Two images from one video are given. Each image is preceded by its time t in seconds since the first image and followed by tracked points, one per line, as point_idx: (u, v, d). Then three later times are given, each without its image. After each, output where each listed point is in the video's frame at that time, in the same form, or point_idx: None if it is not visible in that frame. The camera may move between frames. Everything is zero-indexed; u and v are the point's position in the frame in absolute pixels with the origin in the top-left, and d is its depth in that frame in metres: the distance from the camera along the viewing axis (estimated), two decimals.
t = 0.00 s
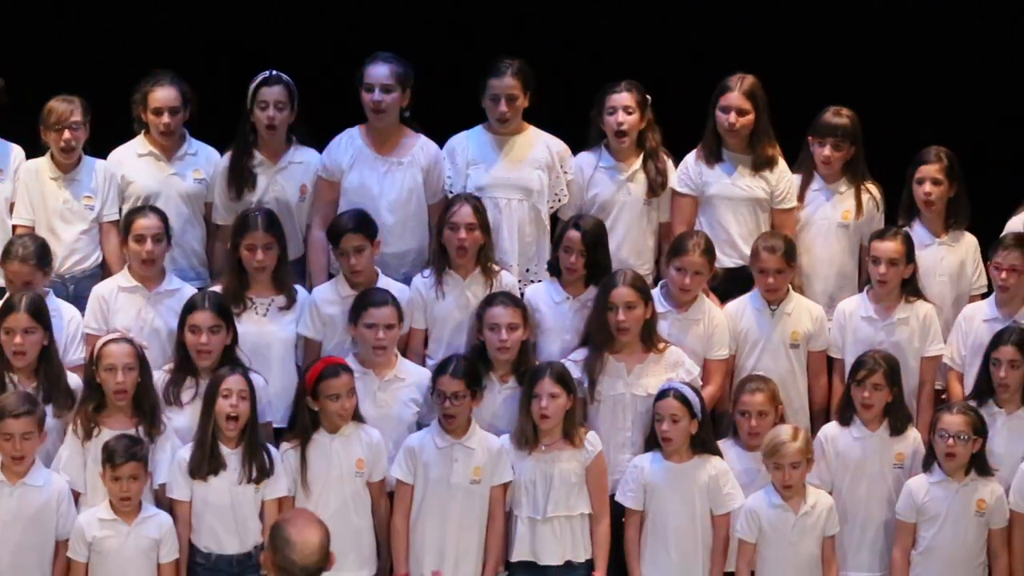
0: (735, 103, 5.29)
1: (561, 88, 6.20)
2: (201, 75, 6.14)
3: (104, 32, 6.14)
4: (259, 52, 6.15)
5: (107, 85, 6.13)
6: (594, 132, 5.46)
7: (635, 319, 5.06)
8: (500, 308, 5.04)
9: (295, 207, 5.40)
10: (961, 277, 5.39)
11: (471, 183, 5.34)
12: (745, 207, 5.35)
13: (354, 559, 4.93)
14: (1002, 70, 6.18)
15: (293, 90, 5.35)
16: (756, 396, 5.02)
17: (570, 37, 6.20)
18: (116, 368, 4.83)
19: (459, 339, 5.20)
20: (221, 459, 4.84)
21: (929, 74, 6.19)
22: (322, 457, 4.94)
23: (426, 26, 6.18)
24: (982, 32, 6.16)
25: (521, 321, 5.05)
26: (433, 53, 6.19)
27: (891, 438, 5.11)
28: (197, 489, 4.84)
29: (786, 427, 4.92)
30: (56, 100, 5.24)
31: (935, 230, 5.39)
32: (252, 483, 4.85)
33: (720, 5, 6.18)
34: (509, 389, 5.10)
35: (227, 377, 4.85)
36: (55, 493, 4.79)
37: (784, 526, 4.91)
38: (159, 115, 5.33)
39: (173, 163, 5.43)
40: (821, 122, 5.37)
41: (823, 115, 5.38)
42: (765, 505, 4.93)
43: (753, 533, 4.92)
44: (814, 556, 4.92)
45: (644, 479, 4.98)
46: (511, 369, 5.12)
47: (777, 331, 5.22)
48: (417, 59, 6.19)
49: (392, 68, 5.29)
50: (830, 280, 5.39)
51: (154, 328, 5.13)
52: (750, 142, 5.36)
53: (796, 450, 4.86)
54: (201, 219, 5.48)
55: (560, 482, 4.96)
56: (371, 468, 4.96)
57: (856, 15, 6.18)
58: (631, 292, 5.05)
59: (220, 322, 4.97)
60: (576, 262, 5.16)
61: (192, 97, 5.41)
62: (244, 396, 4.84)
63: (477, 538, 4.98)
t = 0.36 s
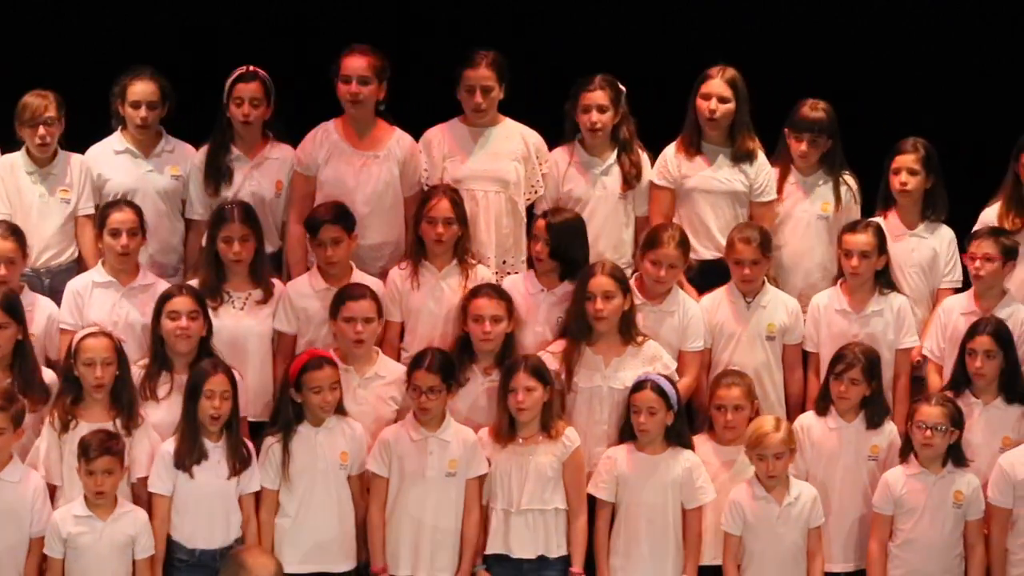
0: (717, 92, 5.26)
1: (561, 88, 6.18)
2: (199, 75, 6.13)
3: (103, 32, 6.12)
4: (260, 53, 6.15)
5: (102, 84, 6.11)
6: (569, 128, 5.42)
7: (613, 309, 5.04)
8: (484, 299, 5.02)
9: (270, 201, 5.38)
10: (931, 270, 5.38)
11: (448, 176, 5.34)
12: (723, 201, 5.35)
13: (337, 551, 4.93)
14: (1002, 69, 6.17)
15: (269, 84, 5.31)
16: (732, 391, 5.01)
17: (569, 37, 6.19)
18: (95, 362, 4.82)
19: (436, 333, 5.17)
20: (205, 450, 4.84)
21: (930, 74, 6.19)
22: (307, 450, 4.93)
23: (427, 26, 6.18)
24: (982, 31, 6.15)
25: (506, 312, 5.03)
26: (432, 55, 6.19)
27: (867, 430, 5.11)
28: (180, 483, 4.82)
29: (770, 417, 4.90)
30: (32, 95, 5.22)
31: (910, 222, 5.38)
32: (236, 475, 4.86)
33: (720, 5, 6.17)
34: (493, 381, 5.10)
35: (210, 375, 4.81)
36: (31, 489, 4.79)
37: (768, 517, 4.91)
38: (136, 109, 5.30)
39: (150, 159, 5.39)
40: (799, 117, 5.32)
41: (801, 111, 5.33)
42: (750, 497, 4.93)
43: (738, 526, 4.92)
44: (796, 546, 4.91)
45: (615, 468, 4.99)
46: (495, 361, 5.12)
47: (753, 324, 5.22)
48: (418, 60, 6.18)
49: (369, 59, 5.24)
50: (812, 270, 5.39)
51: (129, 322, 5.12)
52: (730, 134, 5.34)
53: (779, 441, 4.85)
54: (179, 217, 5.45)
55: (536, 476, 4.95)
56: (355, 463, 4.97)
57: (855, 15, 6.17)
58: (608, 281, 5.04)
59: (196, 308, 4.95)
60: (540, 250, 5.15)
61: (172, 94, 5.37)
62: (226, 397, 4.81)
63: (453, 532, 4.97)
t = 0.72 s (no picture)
0: (693, 84, 5.27)
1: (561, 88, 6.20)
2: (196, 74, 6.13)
3: (104, 32, 6.14)
4: (260, 54, 6.15)
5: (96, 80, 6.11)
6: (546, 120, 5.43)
7: (592, 304, 5.03)
8: (461, 293, 5.00)
9: (250, 194, 5.39)
10: (907, 261, 5.37)
11: (429, 169, 5.34)
12: (700, 193, 5.35)
13: (324, 548, 4.90)
14: (1002, 70, 6.17)
15: (247, 76, 5.32)
16: (711, 382, 5.00)
17: (569, 37, 6.20)
18: (75, 356, 4.79)
19: (413, 325, 5.18)
20: (181, 444, 4.83)
21: (929, 74, 6.19)
22: (294, 445, 4.91)
23: (427, 27, 6.20)
24: (982, 31, 6.16)
25: (484, 305, 5.02)
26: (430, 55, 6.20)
27: (848, 422, 5.08)
28: (157, 477, 4.83)
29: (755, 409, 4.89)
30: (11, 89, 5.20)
31: (888, 213, 5.39)
32: (214, 467, 4.85)
33: (719, 6, 6.18)
34: (472, 376, 5.09)
35: (181, 368, 4.81)
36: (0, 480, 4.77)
37: (750, 509, 4.89)
38: (113, 104, 5.29)
39: (126, 151, 5.40)
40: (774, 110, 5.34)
41: (777, 102, 5.33)
42: (734, 490, 4.92)
43: (722, 518, 4.91)
44: (779, 539, 4.90)
45: (594, 462, 4.99)
46: (474, 356, 5.10)
47: (733, 317, 5.21)
48: (416, 60, 6.19)
49: (346, 54, 5.24)
50: (792, 263, 5.39)
51: (108, 316, 5.11)
52: (706, 126, 5.35)
53: (764, 433, 4.83)
54: (157, 209, 5.46)
55: (515, 472, 4.95)
56: (342, 461, 4.94)
57: (855, 15, 6.18)
58: (588, 276, 5.02)
59: (173, 304, 4.94)
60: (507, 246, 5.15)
61: (150, 89, 5.37)
62: (200, 388, 4.81)
63: (432, 527, 4.94)
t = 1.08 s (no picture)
0: (676, 81, 5.28)
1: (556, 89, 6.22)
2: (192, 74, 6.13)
3: (104, 32, 6.13)
4: (259, 54, 6.15)
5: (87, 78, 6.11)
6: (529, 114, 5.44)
7: (573, 300, 5.04)
8: (437, 290, 5.02)
9: (233, 190, 5.39)
10: (890, 255, 5.37)
11: (409, 162, 5.33)
12: (682, 188, 5.34)
13: (306, 543, 4.88)
14: (1003, 69, 6.16)
15: (228, 77, 5.30)
16: (695, 375, 4.99)
17: (569, 37, 6.22)
18: (55, 353, 4.78)
19: (393, 319, 5.16)
20: (155, 441, 4.82)
21: (929, 74, 6.20)
22: (278, 437, 4.90)
23: (428, 27, 6.21)
24: (982, 31, 6.15)
25: (459, 300, 5.04)
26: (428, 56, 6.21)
27: (831, 417, 5.07)
28: (134, 470, 4.81)
29: (737, 402, 4.89)
30: None
31: (869, 207, 5.40)
32: (186, 466, 4.82)
33: (718, 6, 6.20)
34: (448, 370, 5.08)
35: (163, 363, 4.79)
36: None
37: (733, 504, 4.89)
38: (89, 99, 5.28)
39: (103, 147, 5.39)
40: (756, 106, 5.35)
41: (761, 99, 5.35)
42: (717, 483, 4.91)
43: (706, 511, 4.90)
44: (762, 534, 4.89)
45: (577, 457, 4.98)
46: (452, 351, 5.10)
47: (715, 313, 5.21)
48: (410, 61, 6.20)
49: (330, 48, 5.24)
50: (773, 257, 5.40)
51: (88, 311, 5.10)
52: (686, 122, 5.35)
53: (745, 425, 4.84)
54: (136, 203, 5.45)
55: (495, 466, 4.93)
56: (326, 455, 4.93)
57: (855, 15, 6.20)
58: (568, 274, 5.03)
59: (156, 303, 4.93)
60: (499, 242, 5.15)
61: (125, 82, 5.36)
62: (179, 383, 4.79)
63: (416, 521, 4.93)
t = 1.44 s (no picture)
0: (658, 76, 5.27)
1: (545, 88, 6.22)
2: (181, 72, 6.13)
3: (93, 30, 6.12)
4: (249, 52, 6.15)
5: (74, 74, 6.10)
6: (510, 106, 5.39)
7: (554, 297, 5.03)
8: (417, 284, 5.00)
9: (216, 185, 5.38)
10: (871, 250, 5.38)
11: (391, 157, 5.34)
12: (664, 183, 5.36)
13: (285, 538, 4.88)
14: (1002, 69, 6.17)
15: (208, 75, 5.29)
16: (678, 371, 4.99)
17: (569, 37, 6.23)
18: (35, 351, 4.79)
19: (374, 315, 5.17)
20: (134, 438, 4.82)
21: (930, 74, 6.20)
22: (255, 432, 4.89)
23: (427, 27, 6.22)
24: (983, 31, 6.16)
25: (441, 294, 5.02)
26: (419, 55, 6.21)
27: (814, 412, 5.07)
28: (112, 465, 4.82)
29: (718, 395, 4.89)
30: None
31: (851, 202, 5.39)
32: (163, 462, 4.83)
33: (718, 6, 6.20)
34: (433, 367, 5.08)
35: (144, 359, 4.78)
36: None
37: (714, 496, 4.89)
38: (70, 97, 5.27)
39: (84, 144, 5.39)
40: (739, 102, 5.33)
41: (741, 94, 5.33)
42: (697, 477, 4.92)
43: (684, 504, 4.91)
44: (742, 529, 4.90)
45: (560, 453, 4.97)
46: (435, 346, 5.10)
47: (696, 308, 5.22)
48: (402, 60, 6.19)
49: (308, 42, 5.21)
50: (758, 252, 5.40)
51: (70, 307, 5.10)
52: (669, 118, 5.35)
53: (724, 420, 4.84)
54: (117, 199, 5.44)
55: (474, 460, 4.93)
56: (304, 450, 4.92)
57: (856, 15, 6.19)
58: (550, 270, 5.02)
59: (135, 297, 4.92)
60: (474, 233, 5.12)
61: (104, 78, 5.34)
62: (161, 381, 4.79)
63: (396, 516, 4.93)
